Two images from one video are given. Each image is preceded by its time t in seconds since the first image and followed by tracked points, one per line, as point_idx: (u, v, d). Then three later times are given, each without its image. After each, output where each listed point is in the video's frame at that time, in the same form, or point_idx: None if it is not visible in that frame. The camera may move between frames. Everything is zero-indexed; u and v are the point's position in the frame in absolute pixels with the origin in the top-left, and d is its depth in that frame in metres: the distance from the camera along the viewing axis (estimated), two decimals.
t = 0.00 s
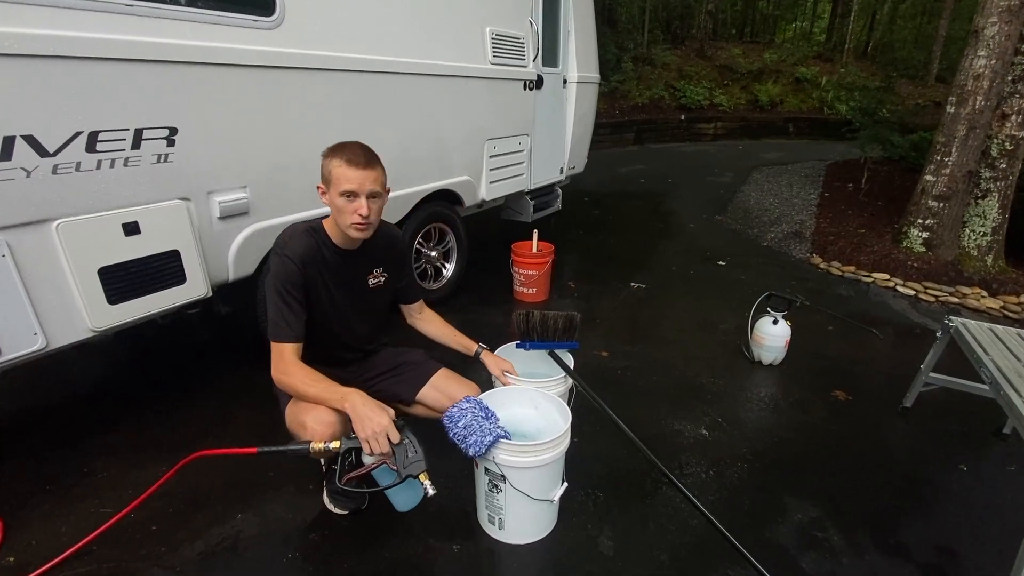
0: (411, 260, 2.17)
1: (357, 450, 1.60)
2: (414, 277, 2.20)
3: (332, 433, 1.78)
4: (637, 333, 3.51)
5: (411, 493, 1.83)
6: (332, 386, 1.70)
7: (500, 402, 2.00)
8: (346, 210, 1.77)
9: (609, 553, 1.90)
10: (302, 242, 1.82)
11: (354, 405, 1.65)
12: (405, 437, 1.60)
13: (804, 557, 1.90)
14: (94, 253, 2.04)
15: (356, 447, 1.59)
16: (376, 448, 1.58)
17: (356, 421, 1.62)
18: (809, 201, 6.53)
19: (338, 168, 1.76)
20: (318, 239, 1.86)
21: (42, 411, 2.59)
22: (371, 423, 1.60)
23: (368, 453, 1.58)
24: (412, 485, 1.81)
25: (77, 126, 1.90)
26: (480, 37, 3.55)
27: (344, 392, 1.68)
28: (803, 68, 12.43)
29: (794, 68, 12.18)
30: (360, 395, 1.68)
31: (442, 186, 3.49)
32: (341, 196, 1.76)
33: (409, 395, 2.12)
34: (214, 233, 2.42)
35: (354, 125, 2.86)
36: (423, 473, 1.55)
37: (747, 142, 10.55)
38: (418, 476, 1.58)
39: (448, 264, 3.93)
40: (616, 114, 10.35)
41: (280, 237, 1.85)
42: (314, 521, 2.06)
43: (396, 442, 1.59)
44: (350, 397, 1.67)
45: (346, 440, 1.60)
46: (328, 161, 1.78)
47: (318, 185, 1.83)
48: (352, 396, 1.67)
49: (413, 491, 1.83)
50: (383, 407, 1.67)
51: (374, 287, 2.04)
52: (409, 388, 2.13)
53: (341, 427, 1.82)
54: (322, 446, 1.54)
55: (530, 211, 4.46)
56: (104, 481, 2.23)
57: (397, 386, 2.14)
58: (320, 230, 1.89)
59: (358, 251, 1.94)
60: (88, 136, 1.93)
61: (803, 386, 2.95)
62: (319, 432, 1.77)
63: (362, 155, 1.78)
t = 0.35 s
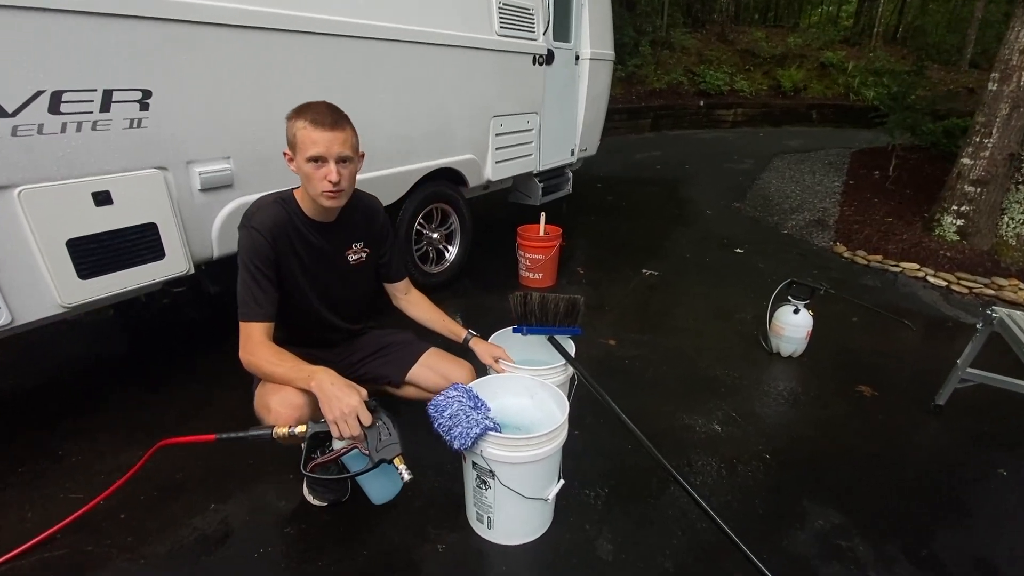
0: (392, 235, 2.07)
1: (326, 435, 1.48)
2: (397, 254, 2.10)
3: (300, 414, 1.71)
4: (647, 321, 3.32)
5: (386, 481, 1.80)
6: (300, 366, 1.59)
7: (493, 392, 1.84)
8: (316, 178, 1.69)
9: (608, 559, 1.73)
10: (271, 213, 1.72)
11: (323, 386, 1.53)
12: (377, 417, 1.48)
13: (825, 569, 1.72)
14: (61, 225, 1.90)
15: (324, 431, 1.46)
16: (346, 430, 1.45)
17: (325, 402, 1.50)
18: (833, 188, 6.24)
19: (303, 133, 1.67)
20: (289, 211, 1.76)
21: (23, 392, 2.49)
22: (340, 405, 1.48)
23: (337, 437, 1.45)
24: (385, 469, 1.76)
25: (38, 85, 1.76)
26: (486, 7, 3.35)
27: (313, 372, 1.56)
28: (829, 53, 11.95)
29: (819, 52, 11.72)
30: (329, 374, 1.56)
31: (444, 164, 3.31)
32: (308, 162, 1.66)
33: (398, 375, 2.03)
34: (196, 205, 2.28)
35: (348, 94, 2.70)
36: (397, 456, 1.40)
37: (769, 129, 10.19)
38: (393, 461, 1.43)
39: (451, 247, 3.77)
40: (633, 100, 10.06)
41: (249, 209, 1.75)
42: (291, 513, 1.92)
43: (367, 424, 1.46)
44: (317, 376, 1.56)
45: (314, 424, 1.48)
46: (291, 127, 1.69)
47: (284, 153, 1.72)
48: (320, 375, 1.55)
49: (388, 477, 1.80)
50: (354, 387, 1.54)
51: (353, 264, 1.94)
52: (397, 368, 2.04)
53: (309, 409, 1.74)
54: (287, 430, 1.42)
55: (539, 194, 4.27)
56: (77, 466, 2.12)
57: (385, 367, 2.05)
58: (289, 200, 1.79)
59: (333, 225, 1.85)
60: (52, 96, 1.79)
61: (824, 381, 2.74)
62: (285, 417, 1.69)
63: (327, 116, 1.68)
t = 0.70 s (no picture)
0: (388, 211, 2.00)
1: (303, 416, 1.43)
2: (394, 231, 2.02)
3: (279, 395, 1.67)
4: (660, 309, 3.19)
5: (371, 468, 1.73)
6: (279, 343, 1.54)
7: (495, 377, 1.73)
8: (323, 159, 1.61)
9: (614, 555, 1.63)
10: (256, 183, 1.65)
11: (302, 366, 1.48)
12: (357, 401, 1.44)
13: (850, 572, 1.60)
14: (48, 196, 1.81)
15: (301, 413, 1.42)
16: (324, 414, 1.41)
17: (303, 383, 1.46)
18: (855, 177, 6.03)
19: (316, 112, 1.55)
20: (276, 182, 1.69)
21: (17, 373, 2.44)
22: (318, 386, 1.44)
23: (315, 420, 1.41)
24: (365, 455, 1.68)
25: (19, 48, 1.67)
26: None
27: (292, 352, 1.51)
28: (852, 39, 11.57)
29: (842, 38, 11.35)
30: (309, 354, 1.51)
31: (451, 144, 3.20)
32: (319, 142, 1.57)
33: (398, 357, 1.95)
34: (190, 180, 2.19)
35: (350, 68, 2.59)
36: (377, 444, 1.37)
37: (789, 118, 9.91)
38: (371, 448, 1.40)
39: (458, 232, 3.66)
40: (648, 87, 9.83)
41: (234, 181, 1.68)
42: (283, 501, 1.83)
43: (347, 408, 1.42)
44: (296, 354, 1.52)
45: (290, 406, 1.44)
46: (301, 103, 1.56)
47: (284, 124, 1.59)
48: (299, 355, 1.51)
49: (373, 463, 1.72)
50: (334, 367, 1.49)
51: (346, 240, 1.86)
52: (397, 349, 1.96)
53: (290, 390, 1.69)
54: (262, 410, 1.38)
55: (550, 178, 4.15)
56: (67, 448, 2.05)
57: (384, 348, 1.97)
58: (278, 171, 1.70)
59: (325, 199, 1.77)
60: (34, 61, 1.71)
61: (847, 372, 2.61)
62: (263, 398, 1.65)
63: (339, 93, 1.59)
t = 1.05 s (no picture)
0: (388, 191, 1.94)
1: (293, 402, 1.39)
2: (394, 212, 1.96)
3: (269, 380, 1.62)
4: (672, 299, 3.10)
5: (363, 456, 1.68)
6: (268, 326, 1.48)
7: (498, 363, 1.66)
8: (331, 138, 1.53)
9: (621, 552, 1.55)
10: (250, 160, 1.59)
11: (292, 350, 1.43)
12: (349, 390, 1.39)
13: (873, 573, 1.51)
14: (39, 176, 1.76)
15: (291, 399, 1.37)
16: (315, 400, 1.37)
17: (292, 368, 1.40)
18: (873, 167, 5.87)
19: (327, 88, 1.46)
20: (271, 160, 1.62)
21: (16, 359, 2.40)
22: (309, 371, 1.39)
23: (305, 406, 1.36)
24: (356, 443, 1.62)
25: (8, 20, 1.61)
26: None
27: (283, 335, 1.46)
28: (871, 27, 11.29)
29: (860, 25, 11.05)
30: (299, 338, 1.45)
31: (457, 129, 3.13)
32: (332, 121, 1.49)
33: (397, 341, 1.89)
34: (188, 161, 2.14)
35: (353, 48, 2.52)
36: (372, 433, 1.32)
37: (805, 108, 9.70)
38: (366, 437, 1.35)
39: (464, 219, 3.59)
40: (661, 77, 9.67)
41: (227, 156, 1.62)
42: (279, 490, 1.78)
43: (340, 395, 1.37)
44: (285, 337, 1.46)
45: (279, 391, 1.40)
46: (311, 78, 1.47)
47: (289, 99, 1.49)
48: (290, 339, 1.45)
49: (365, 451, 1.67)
50: (326, 352, 1.44)
51: (343, 221, 1.80)
52: (396, 333, 1.89)
53: (279, 375, 1.65)
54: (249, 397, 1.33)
55: (559, 166, 4.06)
56: (64, 434, 2.01)
57: (382, 332, 1.91)
58: (273, 148, 1.63)
59: (322, 179, 1.70)
60: (24, 34, 1.65)
61: (866, 365, 2.50)
62: (251, 384, 1.60)
63: (352, 69, 1.50)
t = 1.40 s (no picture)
0: (399, 192, 1.91)
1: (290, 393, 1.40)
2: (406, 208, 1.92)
3: (268, 373, 1.63)
4: (678, 296, 3.07)
5: (363, 443, 1.62)
6: (263, 319, 1.50)
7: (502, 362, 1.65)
8: (331, 137, 1.51)
9: (625, 552, 1.54)
10: (251, 157, 1.59)
11: (288, 340, 1.44)
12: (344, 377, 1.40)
13: None
14: (43, 172, 1.75)
15: (288, 389, 1.39)
16: (311, 389, 1.38)
17: (289, 358, 1.42)
18: (884, 162, 5.79)
19: (325, 86, 1.45)
20: (273, 158, 1.62)
21: (22, 354, 2.41)
22: (305, 360, 1.40)
23: (302, 395, 1.38)
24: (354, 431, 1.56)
25: (10, 16, 1.60)
26: None
27: (277, 326, 1.47)
28: (882, 20, 11.12)
29: (871, 18, 10.90)
30: (294, 328, 1.47)
31: (462, 124, 3.11)
32: (331, 119, 1.47)
33: (400, 338, 1.88)
34: (191, 157, 2.13)
35: (356, 43, 2.50)
36: (369, 420, 1.33)
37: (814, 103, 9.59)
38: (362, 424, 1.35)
39: (469, 216, 3.57)
40: (668, 71, 9.59)
41: (228, 153, 1.62)
42: (282, 487, 1.77)
43: (335, 383, 1.38)
44: (279, 328, 1.47)
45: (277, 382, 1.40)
46: (309, 76, 1.45)
47: (288, 98, 1.48)
48: (285, 329, 1.46)
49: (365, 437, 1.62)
50: (321, 341, 1.45)
51: (346, 223, 1.78)
52: (400, 330, 1.89)
53: (277, 367, 1.65)
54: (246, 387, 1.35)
55: (564, 161, 4.03)
56: (69, 429, 2.02)
57: (386, 328, 1.90)
58: (275, 147, 1.63)
59: (325, 179, 1.70)
60: (26, 29, 1.64)
61: (875, 363, 2.47)
62: (250, 376, 1.62)
63: (351, 66, 1.49)
